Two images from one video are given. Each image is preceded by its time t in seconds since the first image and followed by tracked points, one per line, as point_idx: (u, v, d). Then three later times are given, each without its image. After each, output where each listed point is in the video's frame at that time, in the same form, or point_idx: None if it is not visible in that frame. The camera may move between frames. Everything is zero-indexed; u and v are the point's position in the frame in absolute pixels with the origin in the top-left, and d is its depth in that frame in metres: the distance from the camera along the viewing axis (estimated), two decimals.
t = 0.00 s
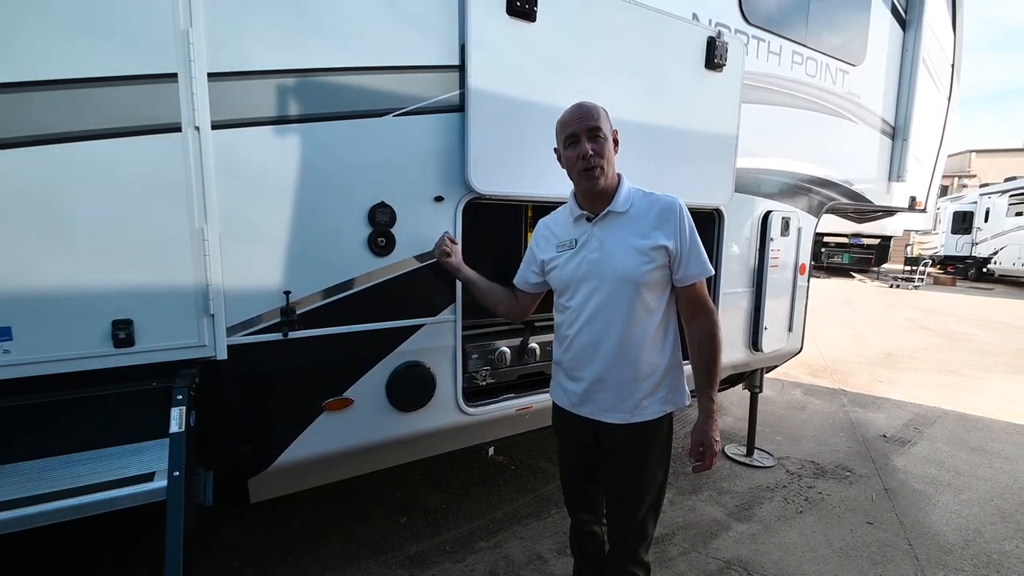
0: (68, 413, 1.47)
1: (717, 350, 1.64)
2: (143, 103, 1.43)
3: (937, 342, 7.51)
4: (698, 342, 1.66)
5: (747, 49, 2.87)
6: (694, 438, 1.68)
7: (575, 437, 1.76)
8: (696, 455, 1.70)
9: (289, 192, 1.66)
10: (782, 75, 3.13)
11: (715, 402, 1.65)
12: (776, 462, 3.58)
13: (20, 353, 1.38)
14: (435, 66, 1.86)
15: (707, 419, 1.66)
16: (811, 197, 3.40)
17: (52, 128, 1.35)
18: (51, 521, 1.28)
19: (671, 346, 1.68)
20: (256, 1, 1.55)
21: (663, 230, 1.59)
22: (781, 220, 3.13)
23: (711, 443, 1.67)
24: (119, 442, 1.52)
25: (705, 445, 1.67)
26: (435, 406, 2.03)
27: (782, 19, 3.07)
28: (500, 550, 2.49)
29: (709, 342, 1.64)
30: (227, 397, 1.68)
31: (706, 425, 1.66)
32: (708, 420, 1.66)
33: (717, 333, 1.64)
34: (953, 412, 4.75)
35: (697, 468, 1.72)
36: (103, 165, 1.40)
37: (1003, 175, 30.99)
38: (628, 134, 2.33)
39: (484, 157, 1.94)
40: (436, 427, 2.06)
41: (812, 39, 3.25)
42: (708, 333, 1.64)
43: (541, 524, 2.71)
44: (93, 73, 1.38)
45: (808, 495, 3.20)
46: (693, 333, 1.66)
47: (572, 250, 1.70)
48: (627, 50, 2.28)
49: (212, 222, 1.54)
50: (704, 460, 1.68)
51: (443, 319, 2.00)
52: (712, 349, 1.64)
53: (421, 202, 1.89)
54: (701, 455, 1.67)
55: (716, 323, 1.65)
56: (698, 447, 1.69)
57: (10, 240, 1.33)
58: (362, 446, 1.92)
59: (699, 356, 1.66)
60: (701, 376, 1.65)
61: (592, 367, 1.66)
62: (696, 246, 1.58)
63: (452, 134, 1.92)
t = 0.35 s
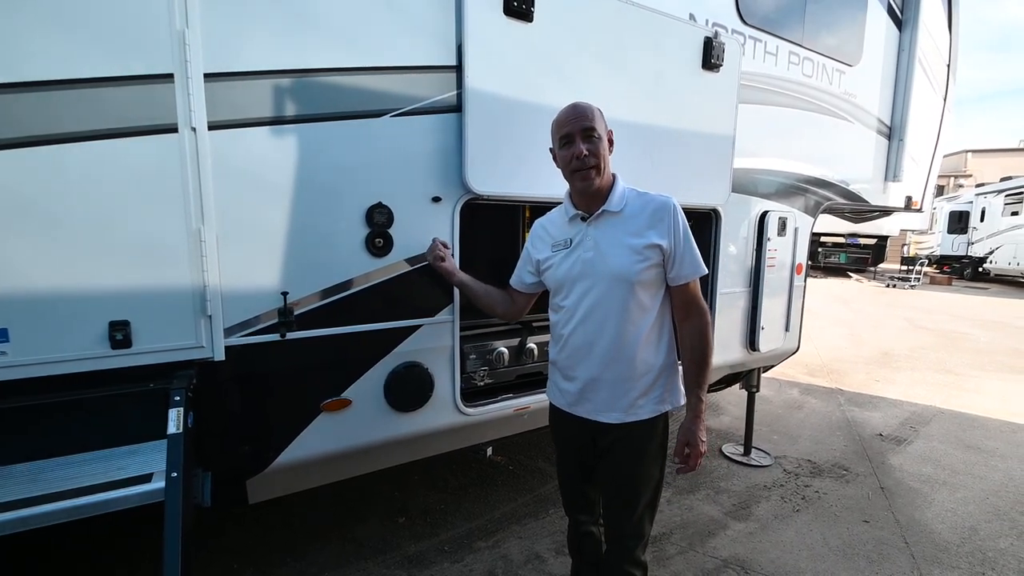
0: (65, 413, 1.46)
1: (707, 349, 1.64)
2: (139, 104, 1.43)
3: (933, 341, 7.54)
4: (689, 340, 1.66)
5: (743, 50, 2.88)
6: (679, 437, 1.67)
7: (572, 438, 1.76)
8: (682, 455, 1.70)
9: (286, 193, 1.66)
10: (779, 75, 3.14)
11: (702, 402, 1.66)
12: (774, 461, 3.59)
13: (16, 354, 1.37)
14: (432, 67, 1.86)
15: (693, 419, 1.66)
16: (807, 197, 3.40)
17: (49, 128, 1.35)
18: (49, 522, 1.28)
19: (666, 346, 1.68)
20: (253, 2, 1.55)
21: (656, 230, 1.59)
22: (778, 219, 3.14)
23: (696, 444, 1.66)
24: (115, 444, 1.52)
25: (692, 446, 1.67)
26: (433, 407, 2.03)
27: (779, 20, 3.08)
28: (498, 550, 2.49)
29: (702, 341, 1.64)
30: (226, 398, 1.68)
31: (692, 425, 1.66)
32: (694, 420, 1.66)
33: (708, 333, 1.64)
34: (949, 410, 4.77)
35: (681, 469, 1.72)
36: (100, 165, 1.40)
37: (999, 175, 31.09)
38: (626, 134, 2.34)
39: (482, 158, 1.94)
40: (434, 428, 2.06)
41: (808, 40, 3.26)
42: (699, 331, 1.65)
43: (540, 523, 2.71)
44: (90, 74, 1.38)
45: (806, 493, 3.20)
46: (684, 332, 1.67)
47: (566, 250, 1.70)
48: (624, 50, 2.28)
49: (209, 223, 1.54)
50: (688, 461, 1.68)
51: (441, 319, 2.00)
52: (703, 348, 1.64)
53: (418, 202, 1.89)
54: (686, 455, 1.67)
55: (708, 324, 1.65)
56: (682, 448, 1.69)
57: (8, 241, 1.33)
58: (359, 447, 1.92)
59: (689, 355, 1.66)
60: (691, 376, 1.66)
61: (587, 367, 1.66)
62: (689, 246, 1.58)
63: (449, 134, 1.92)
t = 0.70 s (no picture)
0: (67, 416, 1.47)
1: (709, 341, 1.63)
2: (141, 109, 1.44)
3: (933, 342, 7.54)
4: (691, 334, 1.65)
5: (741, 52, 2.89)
6: (681, 433, 1.67)
7: (574, 440, 1.77)
8: (687, 453, 1.69)
9: (286, 196, 1.67)
10: (776, 77, 3.15)
11: (707, 398, 1.63)
12: (773, 462, 3.60)
13: (19, 357, 1.38)
14: (432, 70, 1.87)
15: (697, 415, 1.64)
16: (806, 198, 3.41)
17: (49, 133, 1.36)
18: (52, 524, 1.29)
19: (667, 342, 1.68)
20: (255, 7, 1.57)
21: (648, 225, 1.60)
22: (777, 221, 3.15)
23: (701, 439, 1.64)
24: (117, 446, 1.52)
25: (697, 441, 1.66)
26: (432, 408, 2.04)
27: (777, 23, 3.09)
28: (498, 552, 2.50)
29: (703, 333, 1.63)
30: (226, 399, 1.69)
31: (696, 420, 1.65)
32: (699, 416, 1.64)
33: (711, 325, 1.62)
34: (949, 411, 4.78)
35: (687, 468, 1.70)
36: (102, 169, 1.41)
37: (998, 175, 31.11)
38: (624, 137, 2.35)
39: (481, 161, 1.95)
40: (434, 429, 2.06)
41: (806, 42, 3.28)
42: (701, 324, 1.63)
43: (539, 525, 2.72)
44: (93, 79, 1.39)
45: (806, 495, 3.21)
46: (686, 325, 1.65)
47: (562, 253, 1.71)
48: (623, 53, 2.29)
49: (210, 225, 1.55)
50: (693, 456, 1.66)
51: (440, 321, 2.01)
52: (705, 340, 1.63)
53: (418, 205, 1.90)
54: (691, 451, 1.66)
55: (710, 316, 1.63)
56: (687, 443, 1.68)
57: (11, 245, 1.34)
58: (361, 449, 1.92)
59: (690, 349, 1.65)
60: (696, 372, 1.64)
61: (588, 367, 1.67)
62: (681, 235, 1.58)
63: (448, 137, 1.93)
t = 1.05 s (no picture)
0: (68, 420, 1.47)
1: (721, 326, 1.63)
2: (142, 114, 1.45)
3: (933, 343, 7.53)
4: (703, 322, 1.65)
5: (739, 55, 2.90)
6: (709, 422, 1.67)
7: (578, 442, 1.78)
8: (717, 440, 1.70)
9: (287, 199, 1.68)
10: (774, 80, 3.16)
11: (729, 383, 1.64)
12: (774, 464, 3.60)
13: (20, 361, 1.39)
14: (431, 74, 1.88)
15: (722, 402, 1.65)
16: (805, 200, 3.42)
17: (51, 139, 1.37)
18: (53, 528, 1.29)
19: (672, 338, 1.68)
20: (255, 13, 1.57)
21: (640, 223, 1.62)
22: (775, 223, 3.16)
23: (728, 426, 1.65)
24: (118, 450, 1.53)
25: (724, 428, 1.66)
26: (433, 411, 2.04)
27: (774, 26, 3.10)
28: (498, 555, 2.50)
29: (716, 319, 1.63)
30: (227, 403, 1.69)
31: (721, 408, 1.65)
32: (725, 403, 1.65)
33: (722, 309, 1.63)
34: (949, 413, 4.78)
35: (718, 458, 1.69)
36: (103, 174, 1.42)
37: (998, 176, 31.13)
38: (623, 140, 2.36)
39: (480, 164, 1.96)
40: (434, 432, 2.07)
41: (804, 45, 3.29)
42: (711, 310, 1.63)
43: (540, 528, 2.72)
44: (94, 85, 1.40)
45: (807, 497, 3.21)
46: (697, 314, 1.65)
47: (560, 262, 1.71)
48: (621, 57, 2.30)
49: (211, 229, 1.56)
50: (723, 444, 1.67)
51: (440, 324, 2.01)
52: (718, 326, 1.63)
53: (417, 208, 1.91)
54: (721, 439, 1.67)
55: (719, 301, 1.63)
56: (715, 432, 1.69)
57: (13, 249, 1.35)
58: (362, 452, 1.93)
59: (705, 337, 1.65)
60: (714, 359, 1.65)
61: (596, 373, 1.67)
62: (675, 228, 1.60)
63: (447, 141, 1.93)
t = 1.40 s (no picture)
0: (68, 421, 1.48)
1: (715, 339, 1.65)
2: (142, 116, 1.45)
3: (933, 343, 7.53)
4: (698, 333, 1.66)
5: (737, 55, 2.90)
6: (696, 435, 1.67)
7: (576, 443, 1.78)
8: (701, 454, 1.69)
9: (286, 201, 1.68)
10: (773, 80, 3.16)
11: (718, 398, 1.65)
12: (774, 464, 3.60)
13: (21, 363, 1.39)
14: (431, 76, 1.89)
15: (710, 415, 1.65)
16: (804, 200, 3.42)
17: (51, 141, 1.37)
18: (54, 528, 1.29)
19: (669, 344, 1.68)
20: (254, 15, 1.58)
21: (643, 229, 1.62)
22: (775, 223, 3.17)
23: (714, 440, 1.65)
24: (119, 451, 1.53)
25: (710, 442, 1.66)
26: (432, 411, 2.04)
27: (773, 25, 3.11)
28: (498, 555, 2.50)
29: (710, 332, 1.64)
30: (227, 403, 1.70)
31: (709, 421, 1.65)
32: (712, 417, 1.65)
33: (717, 322, 1.64)
34: (949, 412, 4.78)
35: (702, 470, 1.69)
36: (104, 176, 1.42)
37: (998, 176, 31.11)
38: (622, 141, 2.36)
39: (479, 165, 1.96)
40: (434, 432, 2.07)
41: (803, 44, 3.29)
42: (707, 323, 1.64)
43: (540, 528, 2.72)
44: (94, 87, 1.40)
45: (807, 496, 3.21)
46: (693, 325, 1.66)
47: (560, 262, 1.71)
48: (620, 57, 2.30)
49: (211, 230, 1.56)
50: (708, 457, 1.67)
51: (439, 325, 2.01)
52: (713, 338, 1.64)
53: (417, 209, 1.91)
54: (705, 452, 1.67)
55: (716, 314, 1.65)
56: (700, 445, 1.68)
57: (13, 251, 1.35)
58: (362, 452, 1.93)
59: (698, 348, 1.66)
60: (706, 371, 1.66)
61: (592, 375, 1.67)
62: (678, 236, 1.60)
63: (446, 143, 1.94)
